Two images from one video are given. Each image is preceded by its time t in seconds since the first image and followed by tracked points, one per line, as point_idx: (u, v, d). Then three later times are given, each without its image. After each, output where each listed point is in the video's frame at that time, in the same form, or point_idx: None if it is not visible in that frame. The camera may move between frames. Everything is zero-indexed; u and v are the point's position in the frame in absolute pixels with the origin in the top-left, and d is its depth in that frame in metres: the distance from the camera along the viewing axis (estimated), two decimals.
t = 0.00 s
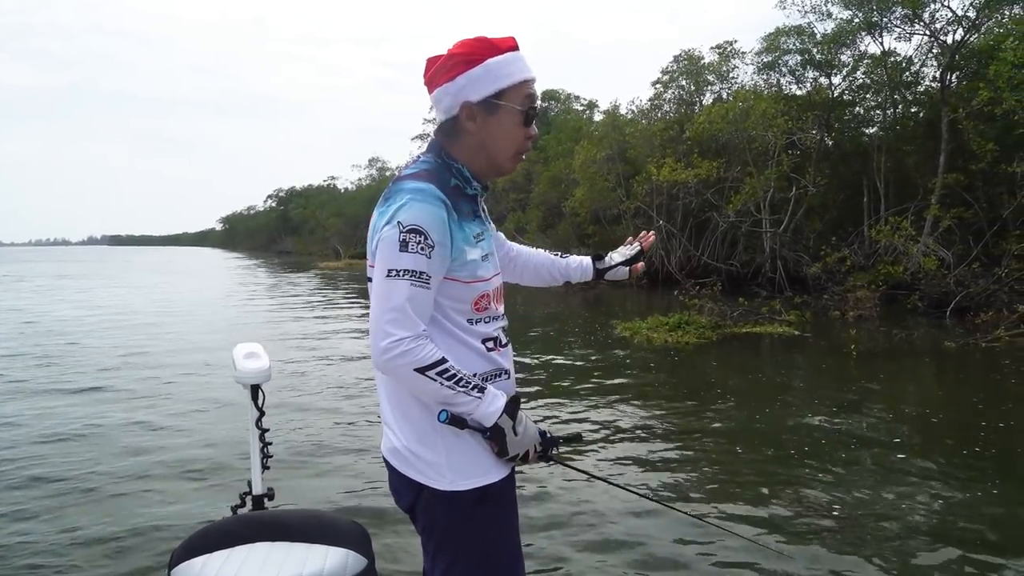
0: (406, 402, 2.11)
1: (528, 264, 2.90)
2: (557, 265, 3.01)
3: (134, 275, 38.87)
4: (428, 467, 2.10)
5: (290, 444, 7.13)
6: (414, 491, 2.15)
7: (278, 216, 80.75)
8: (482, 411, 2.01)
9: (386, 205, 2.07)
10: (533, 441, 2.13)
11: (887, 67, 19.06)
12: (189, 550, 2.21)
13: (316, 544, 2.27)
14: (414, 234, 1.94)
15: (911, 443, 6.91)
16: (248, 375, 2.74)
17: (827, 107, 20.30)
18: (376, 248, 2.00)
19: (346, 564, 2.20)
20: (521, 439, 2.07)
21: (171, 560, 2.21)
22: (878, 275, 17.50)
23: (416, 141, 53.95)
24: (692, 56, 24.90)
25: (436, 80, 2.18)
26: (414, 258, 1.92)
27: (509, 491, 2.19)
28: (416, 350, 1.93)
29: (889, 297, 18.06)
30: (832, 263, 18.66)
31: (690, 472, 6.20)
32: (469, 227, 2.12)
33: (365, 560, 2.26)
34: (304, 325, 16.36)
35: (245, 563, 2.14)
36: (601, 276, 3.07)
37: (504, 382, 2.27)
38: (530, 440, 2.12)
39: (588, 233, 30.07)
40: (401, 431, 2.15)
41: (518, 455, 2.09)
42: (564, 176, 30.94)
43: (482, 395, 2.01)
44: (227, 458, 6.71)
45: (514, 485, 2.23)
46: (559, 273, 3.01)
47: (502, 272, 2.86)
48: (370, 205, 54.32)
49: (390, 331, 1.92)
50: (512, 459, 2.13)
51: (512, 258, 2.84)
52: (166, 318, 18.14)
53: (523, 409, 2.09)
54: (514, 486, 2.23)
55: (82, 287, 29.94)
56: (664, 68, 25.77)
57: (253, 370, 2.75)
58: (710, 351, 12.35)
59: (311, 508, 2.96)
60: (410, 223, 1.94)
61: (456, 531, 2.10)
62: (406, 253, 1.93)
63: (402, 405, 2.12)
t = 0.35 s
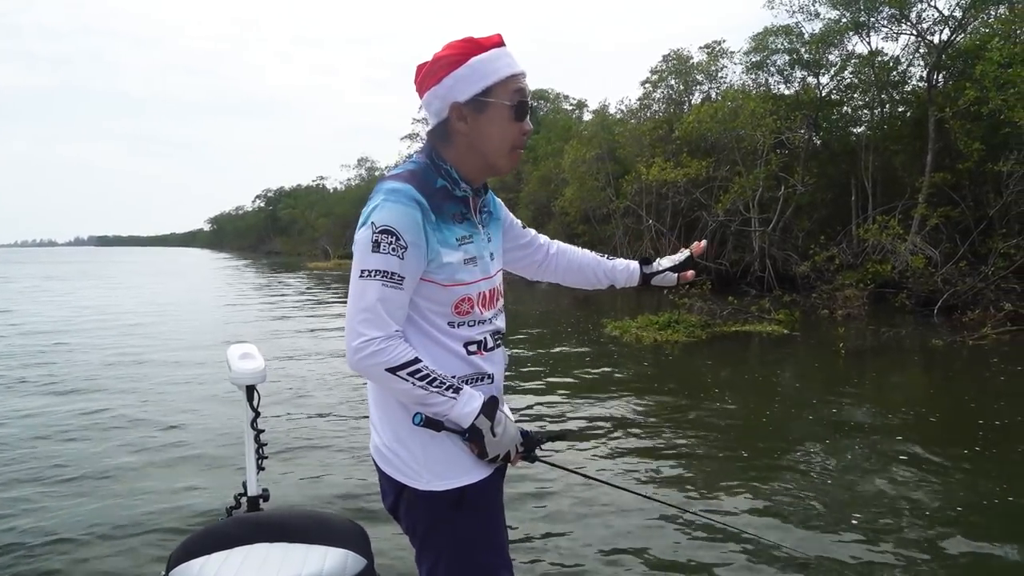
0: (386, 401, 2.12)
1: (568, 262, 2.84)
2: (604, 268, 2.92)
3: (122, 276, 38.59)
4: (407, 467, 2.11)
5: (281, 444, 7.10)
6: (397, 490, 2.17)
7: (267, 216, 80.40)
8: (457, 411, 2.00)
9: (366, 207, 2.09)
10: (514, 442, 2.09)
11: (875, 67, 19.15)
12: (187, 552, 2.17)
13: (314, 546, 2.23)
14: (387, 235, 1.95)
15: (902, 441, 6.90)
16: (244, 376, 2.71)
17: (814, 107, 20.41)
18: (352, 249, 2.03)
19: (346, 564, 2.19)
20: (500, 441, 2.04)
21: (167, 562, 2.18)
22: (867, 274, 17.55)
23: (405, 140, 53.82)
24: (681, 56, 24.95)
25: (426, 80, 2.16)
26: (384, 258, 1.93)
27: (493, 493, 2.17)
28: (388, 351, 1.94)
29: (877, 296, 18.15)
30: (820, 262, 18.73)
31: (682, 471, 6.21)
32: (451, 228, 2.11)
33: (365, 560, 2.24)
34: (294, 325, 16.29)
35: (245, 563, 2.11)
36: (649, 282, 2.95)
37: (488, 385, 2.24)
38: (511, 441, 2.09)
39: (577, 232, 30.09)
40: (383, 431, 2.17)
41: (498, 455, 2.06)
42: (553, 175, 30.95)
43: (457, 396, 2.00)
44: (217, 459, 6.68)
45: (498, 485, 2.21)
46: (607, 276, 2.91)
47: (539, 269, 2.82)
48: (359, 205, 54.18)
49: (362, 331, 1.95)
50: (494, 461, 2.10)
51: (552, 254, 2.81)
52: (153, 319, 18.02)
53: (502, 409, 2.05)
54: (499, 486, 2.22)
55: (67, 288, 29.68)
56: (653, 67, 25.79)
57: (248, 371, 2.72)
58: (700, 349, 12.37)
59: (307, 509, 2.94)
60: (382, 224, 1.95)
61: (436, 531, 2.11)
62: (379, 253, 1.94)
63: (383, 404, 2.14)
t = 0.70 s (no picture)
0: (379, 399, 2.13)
1: (587, 255, 2.79)
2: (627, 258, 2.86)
3: (108, 275, 38.31)
4: (400, 464, 2.11)
5: (271, 443, 7.08)
6: (392, 487, 2.17)
7: (255, 214, 80.08)
8: (448, 409, 1.98)
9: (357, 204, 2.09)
10: (505, 440, 2.07)
11: (862, 65, 19.26)
12: (181, 553, 2.15)
13: (309, 545, 2.21)
14: (374, 233, 1.94)
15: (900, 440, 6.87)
16: (236, 375, 2.71)
17: (802, 105, 20.53)
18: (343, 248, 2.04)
19: (341, 562, 2.17)
20: (492, 438, 2.02)
21: (161, 563, 2.17)
22: (854, 272, 17.61)
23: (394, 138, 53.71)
24: (669, 54, 24.99)
25: (416, 76, 2.19)
26: (371, 256, 1.93)
27: (488, 490, 2.15)
28: (375, 350, 1.94)
29: (865, 294, 18.24)
30: (808, 260, 18.82)
31: (674, 468, 6.23)
32: (443, 225, 2.10)
33: (361, 558, 2.23)
34: (283, 324, 16.23)
35: (240, 563, 2.09)
36: (674, 272, 2.87)
37: (484, 383, 2.22)
38: (504, 439, 2.07)
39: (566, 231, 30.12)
40: (379, 428, 2.18)
41: (491, 453, 2.05)
42: (543, 173, 30.96)
43: (446, 393, 1.98)
44: (207, 459, 6.65)
45: (493, 482, 2.20)
46: (631, 267, 2.85)
47: (558, 263, 2.78)
48: (348, 203, 54.02)
49: (351, 330, 1.95)
50: (487, 458, 2.08)
51: (573, 249, 2.79)
52: (141, 319, 17.90)
53: (492, 406, 2.03)
54: (494, 483, 2.20)
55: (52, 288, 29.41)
56: (642, 65, 25.84)
57: (240, 369, 2.72)
58: (690, 347, 12.41)
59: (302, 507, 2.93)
60: (370, 222, 1.95)
61: (430, 528, 2.10)
62: (366, 251, 1.94)
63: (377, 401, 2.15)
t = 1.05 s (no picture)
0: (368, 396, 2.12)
1: (545, 283, 2.77)
2: (587, 291, 2.79)
3: (88, 275, 37.85)
4: (391, 464, 2.10)
5: (254, 443, 7.04)
6: (381, 485, 2.16)
7: (237, 213, 79.58)
8: (439, 406, 1.97)
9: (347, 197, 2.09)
10: (498, 439, 2.07)
11: (844, 66, 19.43)
12: (166, 555, 2.13)
13: (295, 545, 2.19)
14: (365, 228, 1.93)
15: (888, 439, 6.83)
16: (221, 374, 2.68)
17: (785, 106, 20.72)
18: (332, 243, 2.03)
19: (330, 562, 2.16)
20: (484, 436, 2.02)
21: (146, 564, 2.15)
22: (836, 271, 17.63)
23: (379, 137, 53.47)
24: (653, 54, 25.05)
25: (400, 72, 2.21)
26: (362, 251, 1.92)
27: (477, 489, 2.15)
28: (366, 345, 1.92)
29: (847, 293, 18.36)
30: (790, 259, 18.94)
31: (658, 465, 6.25)
32: (433, 221, 2.10)
33: (350, 559, 2.21)
34: (266, 324, 16.12)
35: (225, 566, 2.07)
36: (628, 312, 2.78)
37: (474, 381, 2.22)
38: (495, 437, 2.07)
39: (551, 230, 30.11)
40: (368, 426, 2.17)
41: (482, 452, 2.04)
42: (527, 172, 30.96)
43: (440, 390, 1.97)
44: (190, 459, 6.60)
45: (483, 481, 2.19)
46: (588, 302, 2.78)
47: (523, 286, 2.79)
48: (331, 203, 53.76)
49: (341, 325, 1.94)
50: (479, 457, 2.08)
51: (535, 273, 2.77)
52: (121, 319, 17.71)
53: (485, 404, 2.02)
54: (484, 483, 2.19)
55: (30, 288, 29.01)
56: (626, 65, 25.89)
57: (224, 368, 2.70)
58: (673, 346, 12.47)
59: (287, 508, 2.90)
60: (360, 216, 1.94)
61: (421, 527, 2.09)
62: (356, 246, 1.93)
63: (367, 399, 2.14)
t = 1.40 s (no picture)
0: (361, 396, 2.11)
1: (507, 293, 2.82)
2: (544, 304, 2.91)
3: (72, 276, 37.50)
4: (385, 465, 2.09)
5: (241, 445, 6.99)
6: (374, 487, 2.14)
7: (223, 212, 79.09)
8: (435, 406, 1.96)
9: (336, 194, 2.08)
10: (493, 438, 2.07)
11: (830, 66, 19.52)
12: (155, 558, 2.10)
13: (285, 547, 2.17)
14: (357, 223, 1.92)
15: (881, 438, 6.80)
16: (208, 375, 2.66)
17: (771, 105, 20.87)
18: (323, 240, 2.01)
19: (321, 565, 2.14)
20: (479, 435, 2.02)
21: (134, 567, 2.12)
22: (823, 270, 17.78)
23: (367, 137, 53.27)
24: (640, 53, 25.07)
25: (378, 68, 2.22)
26: (357, 247, 1.91)
27: (470, 490, 2.14)
28: (362, 343, 1.91)
29: (833, 291, 18.43)
30: (777, 258, 19.00)
31: (646, 463, 6.25)
32: (424, 215, 2.09)
33: (340, 561, 2.20)
34: (253, 325, 16.02)
35: (215, 568, 2.05)
36: (585, 324, 2.93)
37: (467, 380, 2.21)
38: (489, 436, 2.06)
39: (538, 229, 30.09)
40: (360, 426, 2.16)
41: (477, 452, 2.04)
42: (515, 171, 30.94)
43: (436, 389, 1.97)
44: (176, 461, 6.55)
45: (476, 482, 2.18)
46: (545, 316, 2.89)
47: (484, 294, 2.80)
48: (318, 203, 53.54)
49: (336, 323, 1.92)
50: (474, 457, 2.07)
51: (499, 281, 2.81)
52: (106, 321, 17.55)
53: (480, 403, 2.02)
54: (476, 484, 2.19)
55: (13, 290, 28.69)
56: (613, 65, 25.88)
57: (211, 369, 2.67)
58: (661, 345, 12.49)
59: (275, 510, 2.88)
60: (353, 212, 1.93)
61: (415, 528, 2.08)
62: (349, 242, 1.91)
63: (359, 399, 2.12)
